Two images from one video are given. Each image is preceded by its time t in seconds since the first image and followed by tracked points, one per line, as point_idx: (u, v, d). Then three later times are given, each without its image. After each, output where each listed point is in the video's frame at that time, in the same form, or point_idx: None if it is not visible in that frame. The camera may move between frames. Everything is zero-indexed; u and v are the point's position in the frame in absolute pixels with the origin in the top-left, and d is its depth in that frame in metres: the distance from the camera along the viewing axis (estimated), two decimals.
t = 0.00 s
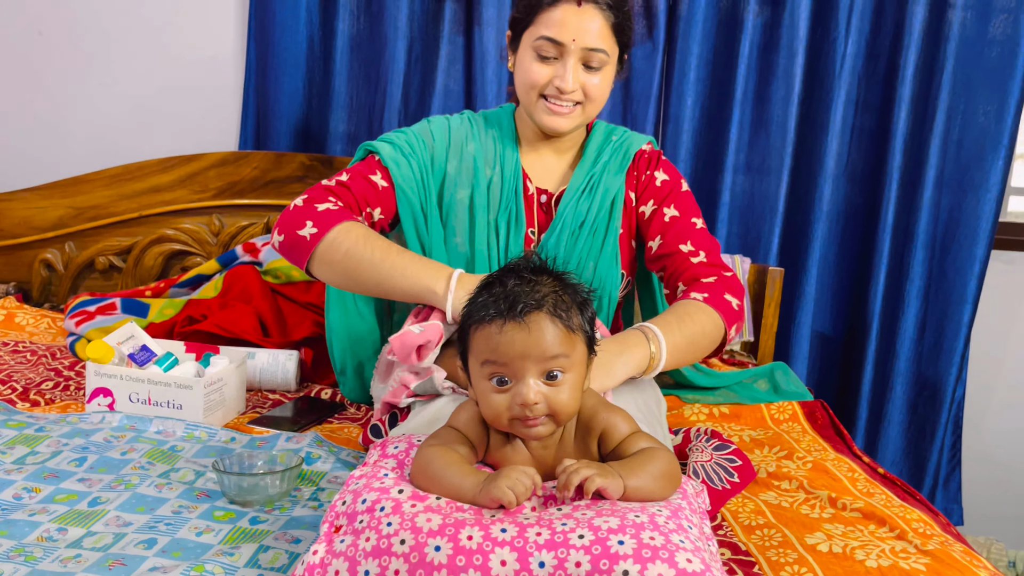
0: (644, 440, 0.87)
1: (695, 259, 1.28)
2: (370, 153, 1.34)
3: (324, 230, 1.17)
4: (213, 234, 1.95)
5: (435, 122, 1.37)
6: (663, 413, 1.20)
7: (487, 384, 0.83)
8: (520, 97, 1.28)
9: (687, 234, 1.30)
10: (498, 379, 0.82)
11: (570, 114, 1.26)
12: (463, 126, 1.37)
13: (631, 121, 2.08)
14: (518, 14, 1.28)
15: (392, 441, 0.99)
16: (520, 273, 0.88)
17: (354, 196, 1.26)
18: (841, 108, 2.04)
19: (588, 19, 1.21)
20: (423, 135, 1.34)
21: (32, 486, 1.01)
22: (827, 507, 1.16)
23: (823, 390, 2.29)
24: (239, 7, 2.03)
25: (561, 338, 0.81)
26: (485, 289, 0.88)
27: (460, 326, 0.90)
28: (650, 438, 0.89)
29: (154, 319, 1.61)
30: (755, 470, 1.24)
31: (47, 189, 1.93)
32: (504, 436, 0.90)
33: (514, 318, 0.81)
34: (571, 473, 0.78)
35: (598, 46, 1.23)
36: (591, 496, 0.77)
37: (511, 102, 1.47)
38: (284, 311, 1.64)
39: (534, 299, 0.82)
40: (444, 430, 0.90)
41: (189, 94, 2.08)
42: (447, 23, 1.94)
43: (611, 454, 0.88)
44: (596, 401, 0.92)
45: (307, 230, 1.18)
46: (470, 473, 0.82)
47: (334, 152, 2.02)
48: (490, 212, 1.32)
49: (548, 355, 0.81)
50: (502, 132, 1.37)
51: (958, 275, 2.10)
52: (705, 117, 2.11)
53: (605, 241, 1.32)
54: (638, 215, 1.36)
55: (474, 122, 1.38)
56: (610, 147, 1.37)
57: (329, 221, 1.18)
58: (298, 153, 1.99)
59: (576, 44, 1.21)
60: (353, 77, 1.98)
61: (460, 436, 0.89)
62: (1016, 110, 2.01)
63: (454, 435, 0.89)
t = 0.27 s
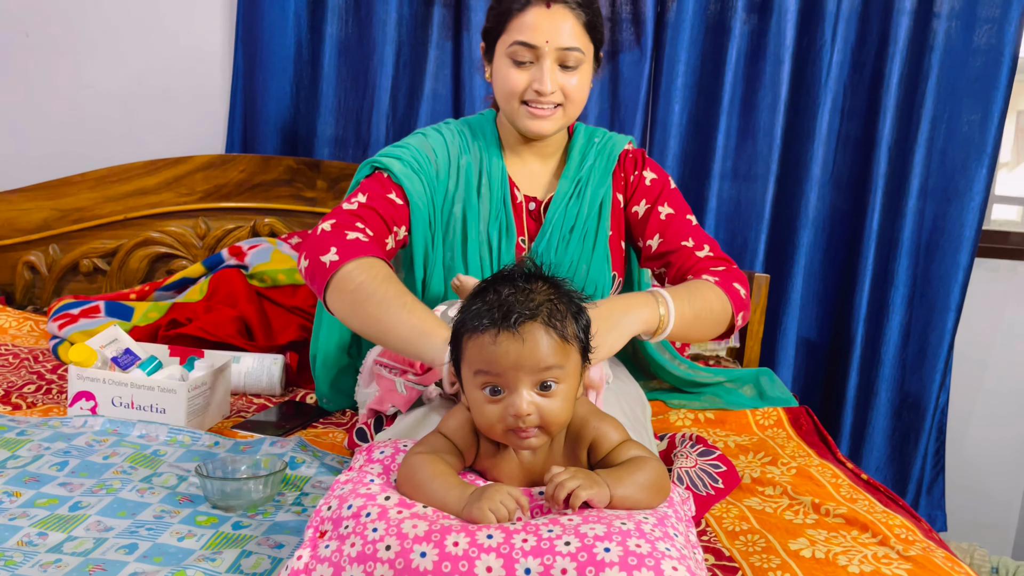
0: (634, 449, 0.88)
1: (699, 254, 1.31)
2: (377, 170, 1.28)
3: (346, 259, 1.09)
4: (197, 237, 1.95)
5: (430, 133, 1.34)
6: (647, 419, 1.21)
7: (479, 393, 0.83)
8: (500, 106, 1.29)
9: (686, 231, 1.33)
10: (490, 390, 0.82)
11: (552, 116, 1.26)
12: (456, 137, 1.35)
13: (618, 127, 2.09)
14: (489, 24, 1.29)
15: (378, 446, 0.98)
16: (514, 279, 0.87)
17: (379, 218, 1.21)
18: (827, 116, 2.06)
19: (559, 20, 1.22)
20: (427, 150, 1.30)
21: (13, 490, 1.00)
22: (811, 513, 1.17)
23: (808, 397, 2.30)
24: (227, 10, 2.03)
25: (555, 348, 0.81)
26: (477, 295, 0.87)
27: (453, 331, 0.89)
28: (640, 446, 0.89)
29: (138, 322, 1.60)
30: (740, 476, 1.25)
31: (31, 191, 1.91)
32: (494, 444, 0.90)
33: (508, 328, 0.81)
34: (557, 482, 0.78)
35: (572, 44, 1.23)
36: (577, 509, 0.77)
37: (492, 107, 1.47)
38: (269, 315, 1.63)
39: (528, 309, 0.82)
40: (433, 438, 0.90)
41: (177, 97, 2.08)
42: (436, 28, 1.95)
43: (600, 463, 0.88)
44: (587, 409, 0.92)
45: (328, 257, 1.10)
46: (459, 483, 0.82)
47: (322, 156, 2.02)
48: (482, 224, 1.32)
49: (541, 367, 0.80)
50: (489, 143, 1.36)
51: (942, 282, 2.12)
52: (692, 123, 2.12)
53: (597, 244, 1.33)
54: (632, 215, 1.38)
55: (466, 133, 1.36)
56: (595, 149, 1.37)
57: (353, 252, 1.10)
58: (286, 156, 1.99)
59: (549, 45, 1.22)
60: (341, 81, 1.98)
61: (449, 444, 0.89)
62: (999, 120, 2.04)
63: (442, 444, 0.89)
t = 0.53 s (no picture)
0: (622, 457, 0.88)
1: (677, 258, 1.24)
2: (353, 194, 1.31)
3: (311, 290, 1.11)
4: (185, 242, 1.95)
5: (410, 142, 1.36)
6: (637, 428, 1.20)
7: (475, 410, 0.81)
8: (489, 114, 1.30)
9: (666, 239, 1.27)
10: (486, 408, 0.81)
11: (540, 115, 1.26)
12: (439, 142, 1.37)
13: (607, 134, 2.10)
14: (470, 39, 1.31)
15: (366, 451, 0.98)
16: (512, 295, 0.85)
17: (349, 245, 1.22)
18: (815, 124, 2.08)
19: (532, 20, 1.23)
20: (403, 161, 1.32)
21: None
22: (798, 520, 1.18)
23: (795, 404, 2.31)
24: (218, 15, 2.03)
25: (553, 369, 0.80)
26: (477, 308, 0.84)
27: (449, 342, 0.87)
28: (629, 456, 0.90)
29: (124, 328, 1.60)
30: (727, 483, 1.25)
31: (17, 196, 1.90)
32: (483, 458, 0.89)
33: (507, 348, 0.79)
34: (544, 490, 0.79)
35: (548, 41, 1.23)
36: (569, 522, 0.77)
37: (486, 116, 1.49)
38: (257, 321, 1.63)
39: (528, 329, 0.80)
40: (422, 443, 0.89)
41: (166, 102, 2.08)
42: (426, 35, 1.97)
43: (589, 471, 0.88)
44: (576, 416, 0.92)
45: (296, 294, 1.13)
46: (451, 489, 0.81)
47: (310, 162, 2.02)
48: (471, 225, 1.32)
49: (538, 388, 0.79)
50: (480, 146, 1.37)
51: (928, 290, 2.14)
52: (680, 130, 2.13)
53: (585, 250, 1.33)
54: (615, 220, 1.35)
55: (451, 137, 1.38)
56: (588, 158, 1.36)
57: (317, 281, 1.12)
58: (274, 162, 1.99)
59: (526, 46, 1.22)
60: (330, 87, 1.99)
61: (439, 450, 0.88)
62: (985, 128, 2.06)
63: (431, 450, 0.88)
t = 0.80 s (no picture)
0: (607, 462, 0.87)
1: (630, 251, 1.25)
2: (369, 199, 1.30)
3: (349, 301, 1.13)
4: (175, 249, 1.94)
5: (404, 146, 1.37)
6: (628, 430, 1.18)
7: (460, 417, 0.81)
8: (474, 118, 1.30)
9: (626, 234, 1.27)
10: (471, 413, 0.80)
11: (523, 112, 1.26)
12: (433, 145, 1.38)
13: (597, 141, 2.11)
14: (451, 48, 1.33)
15: (352, 462, 0.98)
16: (489, 299, 0.84)
17: (386, 248, 1.23)
18: (804, 132, 2.10)
19: (508, 20, 1.24)
20: (411, 164, 1.33)
21: None
22: (788, 526, 1.18)
23: (785, 411, 2.32)
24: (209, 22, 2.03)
25: (535, 371, 0.80)
26: (454, 316, 0.84)
27: (428, 351, 0.86)
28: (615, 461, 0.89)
29: (113, 335, 1.59)
30: (717, 490, 1.26)
31: (5, 202, 1.89)
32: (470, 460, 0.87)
33: (490, 352, 0.78)
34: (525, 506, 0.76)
35: (523, 39, 1.24)
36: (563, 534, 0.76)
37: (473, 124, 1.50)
38: (246, 328, 1.63)
39: (509, 332, 0.80)
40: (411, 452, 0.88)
41: (156, 109, 2.07)
42: (417, 42, 1.98)
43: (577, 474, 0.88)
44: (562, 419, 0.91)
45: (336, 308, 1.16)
46: (439, 496, 0.80)
47: (301, 168, 2.03)
48: (462, 224, 1.32)
49: (523, 390, 0.79)
50: (469, 148, 1.38)
51: (917, 296, 2.15)
52: (671, 137, 2.15)
53: (566, 247, 1.32)
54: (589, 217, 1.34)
55: (443, 139, 1.39)
56: (570, 159, 1.36)
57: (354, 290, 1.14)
58: (265, 169, 1.99)
59: (501, 45, 1.23)
60: (321, 93, 2.00)
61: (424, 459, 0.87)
62: (972, 135, 2.08)
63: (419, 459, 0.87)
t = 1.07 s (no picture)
0: (596, 465, 0.88)
1: (625, 273, 1.26)
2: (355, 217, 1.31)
3: (354, 322, 1.14)
4: (167, 255, 1.94)
5: (387, 156, 1.37)
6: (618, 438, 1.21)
7: (459, 414, 0.81)
8: (462, 128, 1.31)
9: (619, 252, 1.28)
10: (470, 411, 0.80)
11: (509, 118, 1.26)
12: (416, 152, 1.38)
13: (589, 148, 2.12)
14: (436, 59, 1.34)
15: (345, 465, 0.97)
16: (488, 297, 0.85)
17: (376, 269, 1.23)
18: (794, 138, 2.12)
19: (491, 28, 1.25)
20: (392, 178, 1.33)
21: None
22: (778, 530, 1.19)
23: (776, 416, 2.33)
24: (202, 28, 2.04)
25: (534, 369, 0.80)
26: (454, 312, 0.84)
27: (427, 348, 0.87)
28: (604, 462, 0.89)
29: (104, 341, 1.59)
30: (707, 494, 1.27)
31: None
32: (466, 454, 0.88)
33: (489, 351, 0.79)
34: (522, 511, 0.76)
35: (506, 46, 1.25)
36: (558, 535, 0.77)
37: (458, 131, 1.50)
38: (238, 334, 1.64)
39: (508, 331, 0.80)
40: (404, 452, 0.88)
41: (148, 115, 2.08)
42: (409, 49, 1.99)
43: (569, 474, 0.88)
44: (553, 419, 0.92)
45: (341, 327, 1.15)
46: (436, 492, 0.81)
47: (294, 174, 2.03)
48: (448, 231, 1.33)
49: (522, 388, 0.79)
50: (455, 156, 1.39)
51: (906, 301, 2.17)
52: (662, 144, 2.16)
53: (558, 256, 1.33)
54: (581, 228, 1.35)
55: (427, 147, 1.39)
56: (562, 167, 1.37)
57: (358, 311, 1.14)
58: (257, 175, 2.00)
59: (485, 53, 1.24)
60: (313, 99, 2.01)
61: (420, 455, 0.88)
62: (960, 142, 2.10)
63: (413, 458, 0.87)
